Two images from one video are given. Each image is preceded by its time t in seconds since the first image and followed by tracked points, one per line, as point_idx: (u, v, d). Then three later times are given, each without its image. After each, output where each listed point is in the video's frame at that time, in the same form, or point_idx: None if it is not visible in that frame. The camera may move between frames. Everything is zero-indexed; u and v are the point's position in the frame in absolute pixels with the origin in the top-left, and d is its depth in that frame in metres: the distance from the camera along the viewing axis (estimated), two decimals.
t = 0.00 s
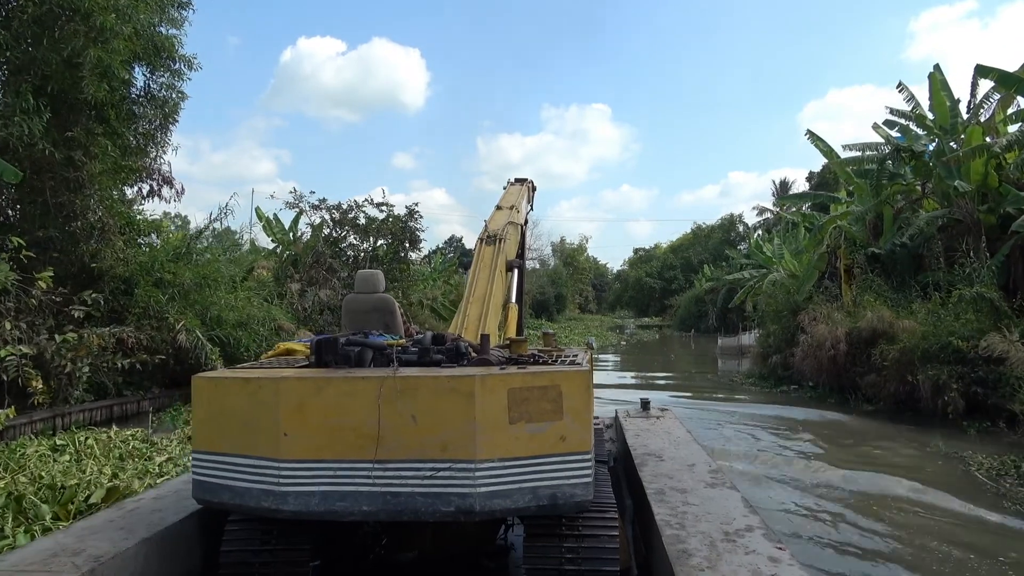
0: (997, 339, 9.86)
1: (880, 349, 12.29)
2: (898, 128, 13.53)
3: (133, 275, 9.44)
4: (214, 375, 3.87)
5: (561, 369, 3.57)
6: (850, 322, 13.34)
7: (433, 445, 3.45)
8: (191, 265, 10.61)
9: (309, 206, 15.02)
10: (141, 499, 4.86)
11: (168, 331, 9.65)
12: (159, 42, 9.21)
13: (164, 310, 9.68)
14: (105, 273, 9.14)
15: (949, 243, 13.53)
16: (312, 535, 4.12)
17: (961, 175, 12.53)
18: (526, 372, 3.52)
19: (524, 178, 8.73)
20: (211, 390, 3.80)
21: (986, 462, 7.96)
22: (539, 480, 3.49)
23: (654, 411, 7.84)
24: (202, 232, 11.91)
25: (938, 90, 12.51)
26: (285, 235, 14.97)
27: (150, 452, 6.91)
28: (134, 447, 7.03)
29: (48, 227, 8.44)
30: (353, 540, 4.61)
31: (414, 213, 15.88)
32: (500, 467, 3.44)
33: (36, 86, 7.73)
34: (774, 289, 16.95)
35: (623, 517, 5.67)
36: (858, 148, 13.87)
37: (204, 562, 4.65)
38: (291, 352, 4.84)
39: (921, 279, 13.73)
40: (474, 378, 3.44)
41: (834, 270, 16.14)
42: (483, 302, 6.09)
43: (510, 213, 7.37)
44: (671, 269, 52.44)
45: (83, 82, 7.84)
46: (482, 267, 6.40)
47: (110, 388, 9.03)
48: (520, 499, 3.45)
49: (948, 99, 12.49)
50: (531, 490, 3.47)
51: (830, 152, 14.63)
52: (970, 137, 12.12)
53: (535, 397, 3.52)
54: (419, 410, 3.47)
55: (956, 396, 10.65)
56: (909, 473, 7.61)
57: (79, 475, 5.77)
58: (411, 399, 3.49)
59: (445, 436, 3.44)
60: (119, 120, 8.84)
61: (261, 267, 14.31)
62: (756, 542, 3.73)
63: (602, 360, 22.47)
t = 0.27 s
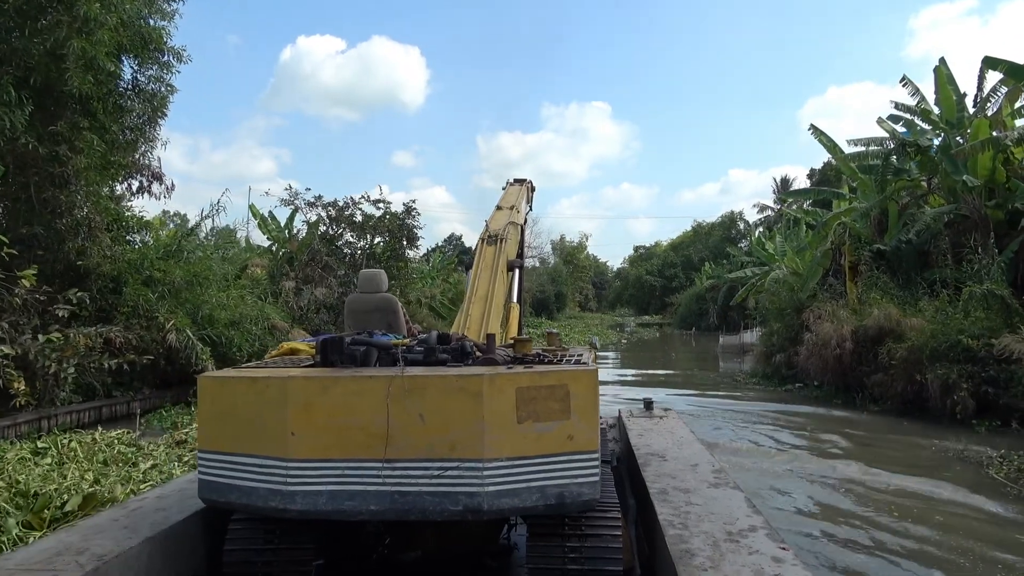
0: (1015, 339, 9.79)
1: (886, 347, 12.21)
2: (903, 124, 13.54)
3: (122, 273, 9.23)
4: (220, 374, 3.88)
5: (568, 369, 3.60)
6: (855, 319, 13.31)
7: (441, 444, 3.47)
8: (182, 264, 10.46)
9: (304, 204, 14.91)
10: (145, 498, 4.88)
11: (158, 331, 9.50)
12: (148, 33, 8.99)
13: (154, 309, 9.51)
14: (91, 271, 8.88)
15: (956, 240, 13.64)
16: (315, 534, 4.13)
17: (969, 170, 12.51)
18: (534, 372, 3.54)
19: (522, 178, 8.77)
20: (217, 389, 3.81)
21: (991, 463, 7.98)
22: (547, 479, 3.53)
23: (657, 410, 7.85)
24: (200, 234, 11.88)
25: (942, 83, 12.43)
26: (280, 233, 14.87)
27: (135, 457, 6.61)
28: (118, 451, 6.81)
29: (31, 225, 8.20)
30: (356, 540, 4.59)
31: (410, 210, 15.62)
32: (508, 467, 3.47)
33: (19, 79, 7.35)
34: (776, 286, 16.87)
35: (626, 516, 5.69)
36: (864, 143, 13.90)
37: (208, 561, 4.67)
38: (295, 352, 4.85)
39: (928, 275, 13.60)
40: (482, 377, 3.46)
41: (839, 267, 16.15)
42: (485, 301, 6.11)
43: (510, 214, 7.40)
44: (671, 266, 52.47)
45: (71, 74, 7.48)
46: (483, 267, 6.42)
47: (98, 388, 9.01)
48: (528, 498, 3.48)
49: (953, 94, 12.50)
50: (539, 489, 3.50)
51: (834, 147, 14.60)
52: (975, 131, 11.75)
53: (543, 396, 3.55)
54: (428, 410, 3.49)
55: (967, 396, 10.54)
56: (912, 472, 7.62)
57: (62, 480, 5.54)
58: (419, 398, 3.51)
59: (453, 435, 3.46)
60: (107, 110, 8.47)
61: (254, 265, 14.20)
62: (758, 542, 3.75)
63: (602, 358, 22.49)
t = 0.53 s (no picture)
0: None
1: (894, 347, 12.13)
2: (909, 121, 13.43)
3: (110, 271, 9.01)
4: (227, 374, 3.90)
5: (576, 369, 3.65)
6: (862, 318, 13.17)
7: (450, 444, 3.51)
8: (173, 262, 10.24)
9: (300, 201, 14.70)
10: (149, 498, 4.89)
11: (148, 331, 9.22)
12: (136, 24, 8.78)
13: (143, 308, 9.24)
14: (78, 269, 8.68)
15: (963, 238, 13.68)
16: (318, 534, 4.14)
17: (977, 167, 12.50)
18: (542, 372, 3.59)
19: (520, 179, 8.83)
20: (224, 389, 3.83)
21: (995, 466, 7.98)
22: (555, 479, 3.58)
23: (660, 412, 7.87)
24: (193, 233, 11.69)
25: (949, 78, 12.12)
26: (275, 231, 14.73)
27: (117, 460, 6.60)
28: (102, 456, 6.67)
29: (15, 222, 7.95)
30: (359, 540, 4.61)
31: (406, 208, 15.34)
32: (517, 467, 3.51)
33: None
34: (779, 284, 16.73)
35: (629, 517, 5.70)
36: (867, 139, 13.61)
37: (211, 561, 4.68)
38: (299, 352, 4.87)
39: (934, 274, 13.64)
40: (491, 378, 3.51)
41: (844, 264, 16.13)
42: (488, 302, 6.13)
43: (510, 215, 7.42)
44: (671, 265, 52.47)
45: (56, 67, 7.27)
46: (484, 268, 6.43)
47: (86, 389, 8.72)
48: (536, 498, 3.53)
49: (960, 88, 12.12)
50: (547, 489, 3.56)
51: (839, 144, 14.53)
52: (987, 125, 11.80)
53: (551, 397, 3.60)
54: (437, 410, 3.53)
55: (978, 397, 10.46)
56: (913, 473, 7.62)
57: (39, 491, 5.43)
58: (428, 398, 3.55)
59: (462, 435, 3.51)
60: (94, 104, 8.25)
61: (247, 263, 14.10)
62: (761, 544, 3.76)
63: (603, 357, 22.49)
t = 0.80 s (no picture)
0: None
1: (901, 348, 12.02)
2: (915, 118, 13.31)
3: (95, 266, 8.91)
4: (232, 374, 3.90)
5: (583, 371, 3.66)
6: (868, 319, 13.04)
7: (458, 445, 3.52)
8: (162, 257, 10.08)
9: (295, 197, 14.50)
10: (150, 497, 4.90)
11: (135, 328, 9.18)
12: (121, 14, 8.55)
13: (131, 305, 9.18)
14: (62, 265, 8.60)
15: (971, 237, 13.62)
16: (319, 535, 4.15)
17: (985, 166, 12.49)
18: (549, 374, 3.60)
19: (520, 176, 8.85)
20: (230, 388, 3.83)
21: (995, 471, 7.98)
22: (562, 480, 3.58)
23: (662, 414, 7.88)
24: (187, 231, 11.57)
25: (957, 75, 12.21)
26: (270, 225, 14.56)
27: (94, 463, 6.56)
28: (80, 459, 6.62)
29: None
30: (361, 542, 4.60)
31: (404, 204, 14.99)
32: (524, 468, 3.52)
33: None
34: (783, 284, 16.60)
35: (631, 520, 5.71)
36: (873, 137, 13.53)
37: (213, 561, 4.69)
38: (303, 353, 4.88)
39: (940, 274, 13.51)
40: (499, 379, 3.51)
41: (848, 265, 15.79)
42: (489, 302, 6.13)
43: (511, 213, 7.42)
44: (671, 265, 52.47)
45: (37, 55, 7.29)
46: (486, 268, 6.44)
47: (70, 388, 8.74)
48: (543, 499, 3.54)
49: (965, 84, 12.16)
50: (554, 491, 3.56)
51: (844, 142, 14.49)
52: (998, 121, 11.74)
53: (558, 398, 3.60)
54: (444, 411, 3.54)
55: (988, 401, 10.24)
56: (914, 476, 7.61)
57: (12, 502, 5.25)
58: (435, 399, 3.55)
59: (469, 436, 3.51)
60: (79, 95, 8.14)
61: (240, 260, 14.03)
62: (764, 548, 3.77)
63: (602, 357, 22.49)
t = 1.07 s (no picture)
0: None
1: (906, 349, 11.71)
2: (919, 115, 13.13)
3: (79, 260, 8.91)
4: (234, 373, 3.89)
5: (586, 371, 3.65)
6: (873, 319, 12.72)
7: (461, 446, 3.52)
8: (149, 251, 10.22)
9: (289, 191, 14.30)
10: (150, 496, 4.89)
11: (120, 325, 9.23)
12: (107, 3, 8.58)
13: (116, 302, 9.21)
14: (44, 260, 8.51)
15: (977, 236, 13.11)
16: (320, 535, 4.15)
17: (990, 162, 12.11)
18: (552, 374, 3.59)
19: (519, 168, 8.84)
20: (232, 388, 3.82)
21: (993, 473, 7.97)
22: (564, 481, 3.58)
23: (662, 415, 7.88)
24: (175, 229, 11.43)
25: (964, 71, 12.11)
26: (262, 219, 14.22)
27: (72, 467, 6.43)
28: (58, 462, 6.50)
29: None
30: (362, 542, 4.59)
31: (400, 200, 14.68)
32: (527, 469, 3.52)
33: None
34: (784, 284, 16.33)
35: (631, 521, 5.71)
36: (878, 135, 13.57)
37: (213, 561, 4.68)
38: (303, 352, 4.87)
39: (945, 273, 13.14)
40: (501, 380, 3.51)
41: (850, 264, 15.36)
42: (489, 301, 6.12)
43: (510, 207, 7.41)
44: (670, 264, 52.44)
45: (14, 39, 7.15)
46: (486, 265, 6.43)
47: (53, 387, 8.73)
48: (545, 500, 3.54)
49: (972, 81, 12.06)
50: (556, 492, 3.56)
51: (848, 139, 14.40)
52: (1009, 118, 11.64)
53: (561, 399, 3.60)
54: (447, 412, 3.53)
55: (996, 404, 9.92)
56: (913, 478, 7.60)
57: None
58: (438, 399, 3.55)
59: (472, 437, 3.51)
60: (61, 85, 8.08)
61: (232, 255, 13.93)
62: (764, 550, 3.77)
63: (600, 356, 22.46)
